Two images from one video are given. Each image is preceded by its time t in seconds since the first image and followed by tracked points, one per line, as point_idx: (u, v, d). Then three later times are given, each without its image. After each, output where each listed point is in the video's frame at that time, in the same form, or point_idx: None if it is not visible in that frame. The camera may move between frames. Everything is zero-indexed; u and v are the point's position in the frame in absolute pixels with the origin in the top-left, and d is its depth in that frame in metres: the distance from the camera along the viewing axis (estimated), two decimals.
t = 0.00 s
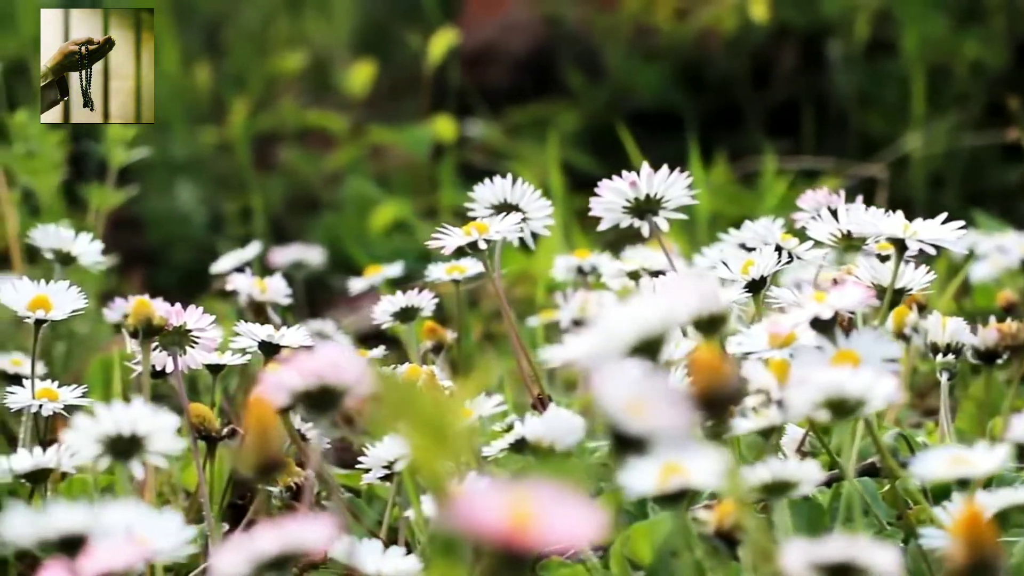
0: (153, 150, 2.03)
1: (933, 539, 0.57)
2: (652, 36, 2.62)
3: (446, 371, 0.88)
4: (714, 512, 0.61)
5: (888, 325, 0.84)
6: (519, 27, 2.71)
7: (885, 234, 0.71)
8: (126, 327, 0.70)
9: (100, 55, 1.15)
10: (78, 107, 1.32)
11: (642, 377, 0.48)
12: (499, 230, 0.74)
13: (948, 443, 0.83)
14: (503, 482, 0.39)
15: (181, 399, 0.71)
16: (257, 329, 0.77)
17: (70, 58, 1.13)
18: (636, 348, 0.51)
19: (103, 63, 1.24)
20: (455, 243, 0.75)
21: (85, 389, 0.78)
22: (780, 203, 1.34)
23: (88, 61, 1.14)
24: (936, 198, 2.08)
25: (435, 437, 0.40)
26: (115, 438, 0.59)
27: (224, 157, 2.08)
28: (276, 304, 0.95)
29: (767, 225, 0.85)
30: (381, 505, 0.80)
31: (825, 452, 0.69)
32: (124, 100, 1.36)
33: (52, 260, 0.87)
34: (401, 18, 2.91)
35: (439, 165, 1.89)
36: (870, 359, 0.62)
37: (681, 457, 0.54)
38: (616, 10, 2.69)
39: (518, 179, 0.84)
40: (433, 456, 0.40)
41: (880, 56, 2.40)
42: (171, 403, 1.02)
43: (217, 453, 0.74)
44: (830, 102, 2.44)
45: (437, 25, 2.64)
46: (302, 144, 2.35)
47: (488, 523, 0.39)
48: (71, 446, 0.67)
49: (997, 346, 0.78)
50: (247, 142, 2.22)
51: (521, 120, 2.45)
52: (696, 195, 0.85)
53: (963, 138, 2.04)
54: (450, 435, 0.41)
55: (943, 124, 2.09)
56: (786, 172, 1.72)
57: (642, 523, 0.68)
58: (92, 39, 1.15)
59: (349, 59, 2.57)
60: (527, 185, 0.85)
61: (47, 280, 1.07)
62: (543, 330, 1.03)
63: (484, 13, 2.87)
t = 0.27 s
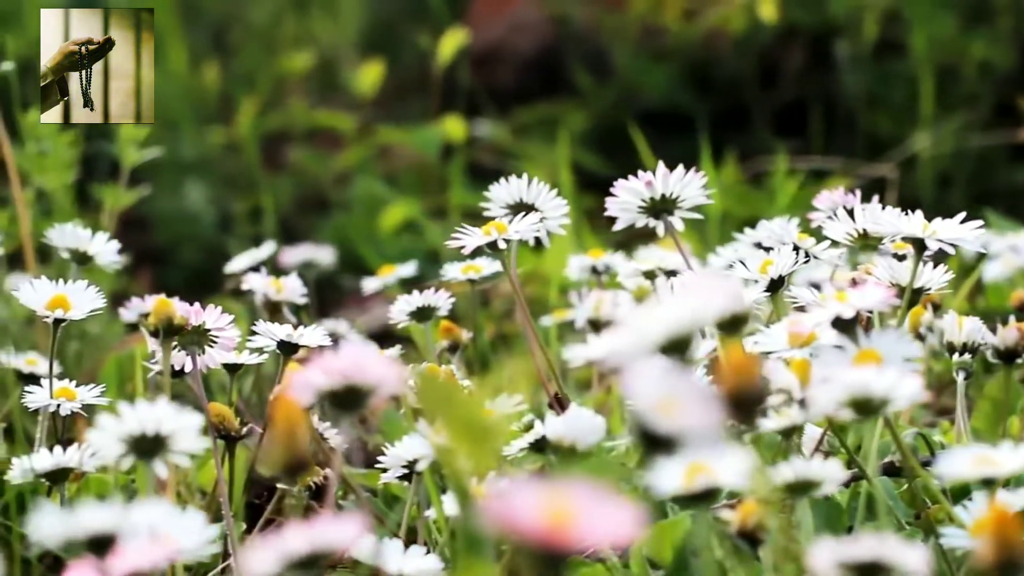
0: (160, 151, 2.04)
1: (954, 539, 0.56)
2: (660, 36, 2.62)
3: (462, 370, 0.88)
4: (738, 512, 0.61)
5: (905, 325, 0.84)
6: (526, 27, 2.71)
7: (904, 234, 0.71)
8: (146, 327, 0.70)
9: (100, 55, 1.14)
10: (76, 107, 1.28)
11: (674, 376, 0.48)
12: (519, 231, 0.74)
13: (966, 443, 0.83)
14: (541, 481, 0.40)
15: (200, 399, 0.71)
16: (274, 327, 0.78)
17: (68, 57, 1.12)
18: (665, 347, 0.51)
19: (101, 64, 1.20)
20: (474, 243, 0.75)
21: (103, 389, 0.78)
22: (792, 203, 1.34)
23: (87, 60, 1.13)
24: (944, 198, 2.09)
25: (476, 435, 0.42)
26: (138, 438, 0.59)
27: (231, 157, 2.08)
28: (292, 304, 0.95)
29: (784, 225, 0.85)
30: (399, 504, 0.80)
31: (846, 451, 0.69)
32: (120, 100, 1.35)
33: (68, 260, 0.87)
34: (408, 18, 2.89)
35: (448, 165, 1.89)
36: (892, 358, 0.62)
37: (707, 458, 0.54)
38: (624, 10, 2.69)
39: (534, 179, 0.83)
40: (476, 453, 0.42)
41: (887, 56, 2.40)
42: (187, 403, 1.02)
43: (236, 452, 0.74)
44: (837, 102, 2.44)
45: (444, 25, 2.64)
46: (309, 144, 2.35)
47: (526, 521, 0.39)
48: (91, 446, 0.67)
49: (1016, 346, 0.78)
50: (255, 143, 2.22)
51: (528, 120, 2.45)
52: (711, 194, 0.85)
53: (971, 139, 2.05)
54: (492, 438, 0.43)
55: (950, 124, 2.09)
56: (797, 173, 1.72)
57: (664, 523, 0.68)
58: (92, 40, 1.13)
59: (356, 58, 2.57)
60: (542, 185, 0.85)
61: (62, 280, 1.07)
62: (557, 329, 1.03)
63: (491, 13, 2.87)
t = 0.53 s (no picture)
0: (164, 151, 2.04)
1: (970, 539, 0.56)
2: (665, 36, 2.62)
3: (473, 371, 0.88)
4: (755, 512, 0.60)
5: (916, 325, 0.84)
6: (530, 27, 2.71)
7: (918, 234, 0.72)
8: (162, 328, 0.71)
9: (101, 55, 1.14)
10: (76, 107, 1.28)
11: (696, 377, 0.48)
12: (533, 232, 0.74)
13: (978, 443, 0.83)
14: (568, 481, 0.40)
15: (214, 398, 0.71)
16: (287, 327, 0.78)
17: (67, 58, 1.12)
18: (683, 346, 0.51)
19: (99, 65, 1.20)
20: (489, 243, 0.75)
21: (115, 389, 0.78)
22: (800, 203, 1.34)
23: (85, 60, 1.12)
24: (949, 198, 2.09)
25: (505, 436, 0.45)
26: (156, 438, 0.59)
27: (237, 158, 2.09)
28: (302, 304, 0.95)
29: (796, 225, 0.85)
30: (411, 505, 0.79)
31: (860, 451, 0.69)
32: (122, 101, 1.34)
33: (80, 260, 0.87)
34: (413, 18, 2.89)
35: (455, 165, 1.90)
36: (908, 358, 0.62)
37: (726, 456, 0.54)
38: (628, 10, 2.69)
39: (547, 180, 0.83)
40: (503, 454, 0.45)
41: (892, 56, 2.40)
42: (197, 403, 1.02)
43: (249, 453, 0.74)
44: (841, 102, 2.44)
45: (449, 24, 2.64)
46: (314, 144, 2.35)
47: (552, 520, 0.39)
48: (107, 447, 0.67)
49: None
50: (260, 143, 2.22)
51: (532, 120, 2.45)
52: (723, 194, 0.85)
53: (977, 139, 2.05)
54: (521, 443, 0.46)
55: (956, 125, 2.09)
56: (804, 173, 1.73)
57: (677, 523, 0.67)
58: (90, 40, 1.13)
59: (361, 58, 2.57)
60: (554, 186, 0.85)
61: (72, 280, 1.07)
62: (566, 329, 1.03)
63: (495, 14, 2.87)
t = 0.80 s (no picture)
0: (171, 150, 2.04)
1: (987, 539, 0.56)
2: (672, 35, 2.63)
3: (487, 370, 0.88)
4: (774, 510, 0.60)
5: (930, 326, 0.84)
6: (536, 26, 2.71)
7: (935, 234, 0.72)
8: (179, 327, 0.71)
9: (100, 56, 1.14)
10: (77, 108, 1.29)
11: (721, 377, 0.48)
12: (550, 231, 0.74)
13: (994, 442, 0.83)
14: (599, 479, 0.40)
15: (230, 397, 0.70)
16: (301, 326, 0.78)
17: (67, 57, 1.12)
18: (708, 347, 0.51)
19: (100, 65, 1.21)
20: (505, 243, 0.75)
21: (131, 389, 0.78)
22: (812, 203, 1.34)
23: (87, 60, 1.13)
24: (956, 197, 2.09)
25: (537, 434, 0.43)
26: (177, 437, 0.59)
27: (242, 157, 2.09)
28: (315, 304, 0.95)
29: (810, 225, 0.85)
30: (426, 505, 0.80)
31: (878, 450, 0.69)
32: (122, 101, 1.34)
33: (93, 259, 0.87)
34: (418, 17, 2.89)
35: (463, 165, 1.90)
36: (926, 358, 0.62)
37: (748, 456, 0.54)
38: (635, 10, 2.69)
39: (560, 179, 0.83)
40: (535, 455, 0.42)
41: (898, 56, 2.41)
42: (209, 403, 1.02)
43: (265, 452, 0.73)
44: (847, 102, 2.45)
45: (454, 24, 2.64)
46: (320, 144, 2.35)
47: (584, 521, 0.39)
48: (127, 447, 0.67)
49: None
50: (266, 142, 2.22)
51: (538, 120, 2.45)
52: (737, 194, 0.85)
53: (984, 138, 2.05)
54: (550, 442, 0.44)
55: (963, 125, 2.09)
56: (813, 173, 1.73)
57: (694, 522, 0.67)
58: (91, 39, 1.13)
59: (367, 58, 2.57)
60: (568, 185, 0.85)
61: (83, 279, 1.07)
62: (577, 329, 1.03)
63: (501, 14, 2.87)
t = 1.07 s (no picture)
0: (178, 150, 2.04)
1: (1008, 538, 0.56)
2: (680, 36, 2.63)
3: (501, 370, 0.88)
4: (797, 509, 0.60)
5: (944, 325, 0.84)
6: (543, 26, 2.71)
7: (953, 234, 0.72)
8: (198, 326, 0.71)
9: (99, 55, 1.15)
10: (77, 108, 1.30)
11: (749, 377, 0.48)
12: (569, 231, 0.74)
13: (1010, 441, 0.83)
14: (633, 478, 0.40)
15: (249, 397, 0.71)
16: (317, 325, 0.78)
17: (67, 57, 1.13)
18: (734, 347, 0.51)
19: (101, 65, 1.22)
20: (523, 243, 0.75)
21: (147, 389, 0.78)
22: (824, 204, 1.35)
23: (84, 61, 1.13)
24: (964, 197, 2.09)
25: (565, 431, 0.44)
26: (199, 437, 0.59)
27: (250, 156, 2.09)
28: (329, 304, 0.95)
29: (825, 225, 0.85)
30: (443, 504, 0.80)
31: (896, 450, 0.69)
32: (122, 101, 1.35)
33: (108, 259, 0.87)
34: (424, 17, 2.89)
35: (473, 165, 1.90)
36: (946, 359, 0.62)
37: (771, 456, 0.54)
38: (642, 11, 2.70)
39: (575, 179, 0.83)
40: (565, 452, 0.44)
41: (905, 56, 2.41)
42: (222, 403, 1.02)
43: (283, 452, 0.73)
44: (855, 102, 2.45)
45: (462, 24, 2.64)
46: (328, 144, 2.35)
47: (619, 520, 0.39)
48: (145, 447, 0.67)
49: None
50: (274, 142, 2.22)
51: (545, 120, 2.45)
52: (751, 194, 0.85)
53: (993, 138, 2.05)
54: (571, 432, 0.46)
55: (972, 124, 2.10)
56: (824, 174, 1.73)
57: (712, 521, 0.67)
58: (89, 40, 1.14)
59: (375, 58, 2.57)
60: (583, 185, 0.85)
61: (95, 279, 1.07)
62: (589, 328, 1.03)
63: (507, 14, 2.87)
